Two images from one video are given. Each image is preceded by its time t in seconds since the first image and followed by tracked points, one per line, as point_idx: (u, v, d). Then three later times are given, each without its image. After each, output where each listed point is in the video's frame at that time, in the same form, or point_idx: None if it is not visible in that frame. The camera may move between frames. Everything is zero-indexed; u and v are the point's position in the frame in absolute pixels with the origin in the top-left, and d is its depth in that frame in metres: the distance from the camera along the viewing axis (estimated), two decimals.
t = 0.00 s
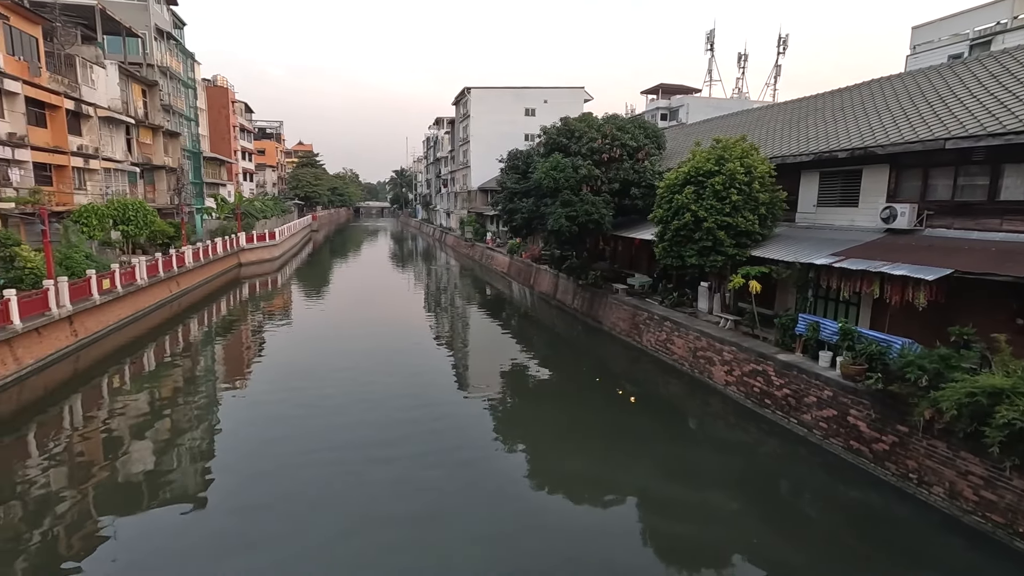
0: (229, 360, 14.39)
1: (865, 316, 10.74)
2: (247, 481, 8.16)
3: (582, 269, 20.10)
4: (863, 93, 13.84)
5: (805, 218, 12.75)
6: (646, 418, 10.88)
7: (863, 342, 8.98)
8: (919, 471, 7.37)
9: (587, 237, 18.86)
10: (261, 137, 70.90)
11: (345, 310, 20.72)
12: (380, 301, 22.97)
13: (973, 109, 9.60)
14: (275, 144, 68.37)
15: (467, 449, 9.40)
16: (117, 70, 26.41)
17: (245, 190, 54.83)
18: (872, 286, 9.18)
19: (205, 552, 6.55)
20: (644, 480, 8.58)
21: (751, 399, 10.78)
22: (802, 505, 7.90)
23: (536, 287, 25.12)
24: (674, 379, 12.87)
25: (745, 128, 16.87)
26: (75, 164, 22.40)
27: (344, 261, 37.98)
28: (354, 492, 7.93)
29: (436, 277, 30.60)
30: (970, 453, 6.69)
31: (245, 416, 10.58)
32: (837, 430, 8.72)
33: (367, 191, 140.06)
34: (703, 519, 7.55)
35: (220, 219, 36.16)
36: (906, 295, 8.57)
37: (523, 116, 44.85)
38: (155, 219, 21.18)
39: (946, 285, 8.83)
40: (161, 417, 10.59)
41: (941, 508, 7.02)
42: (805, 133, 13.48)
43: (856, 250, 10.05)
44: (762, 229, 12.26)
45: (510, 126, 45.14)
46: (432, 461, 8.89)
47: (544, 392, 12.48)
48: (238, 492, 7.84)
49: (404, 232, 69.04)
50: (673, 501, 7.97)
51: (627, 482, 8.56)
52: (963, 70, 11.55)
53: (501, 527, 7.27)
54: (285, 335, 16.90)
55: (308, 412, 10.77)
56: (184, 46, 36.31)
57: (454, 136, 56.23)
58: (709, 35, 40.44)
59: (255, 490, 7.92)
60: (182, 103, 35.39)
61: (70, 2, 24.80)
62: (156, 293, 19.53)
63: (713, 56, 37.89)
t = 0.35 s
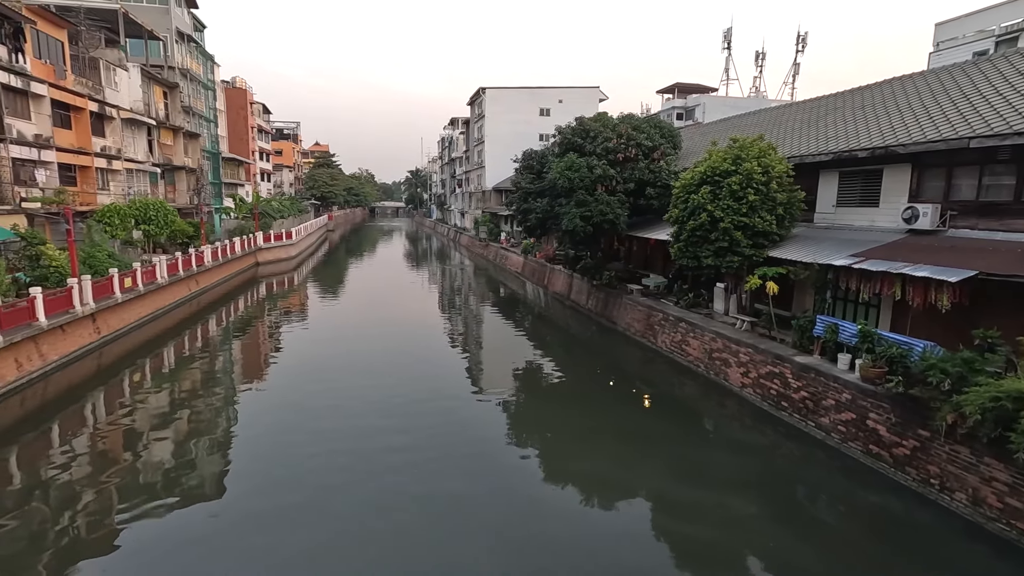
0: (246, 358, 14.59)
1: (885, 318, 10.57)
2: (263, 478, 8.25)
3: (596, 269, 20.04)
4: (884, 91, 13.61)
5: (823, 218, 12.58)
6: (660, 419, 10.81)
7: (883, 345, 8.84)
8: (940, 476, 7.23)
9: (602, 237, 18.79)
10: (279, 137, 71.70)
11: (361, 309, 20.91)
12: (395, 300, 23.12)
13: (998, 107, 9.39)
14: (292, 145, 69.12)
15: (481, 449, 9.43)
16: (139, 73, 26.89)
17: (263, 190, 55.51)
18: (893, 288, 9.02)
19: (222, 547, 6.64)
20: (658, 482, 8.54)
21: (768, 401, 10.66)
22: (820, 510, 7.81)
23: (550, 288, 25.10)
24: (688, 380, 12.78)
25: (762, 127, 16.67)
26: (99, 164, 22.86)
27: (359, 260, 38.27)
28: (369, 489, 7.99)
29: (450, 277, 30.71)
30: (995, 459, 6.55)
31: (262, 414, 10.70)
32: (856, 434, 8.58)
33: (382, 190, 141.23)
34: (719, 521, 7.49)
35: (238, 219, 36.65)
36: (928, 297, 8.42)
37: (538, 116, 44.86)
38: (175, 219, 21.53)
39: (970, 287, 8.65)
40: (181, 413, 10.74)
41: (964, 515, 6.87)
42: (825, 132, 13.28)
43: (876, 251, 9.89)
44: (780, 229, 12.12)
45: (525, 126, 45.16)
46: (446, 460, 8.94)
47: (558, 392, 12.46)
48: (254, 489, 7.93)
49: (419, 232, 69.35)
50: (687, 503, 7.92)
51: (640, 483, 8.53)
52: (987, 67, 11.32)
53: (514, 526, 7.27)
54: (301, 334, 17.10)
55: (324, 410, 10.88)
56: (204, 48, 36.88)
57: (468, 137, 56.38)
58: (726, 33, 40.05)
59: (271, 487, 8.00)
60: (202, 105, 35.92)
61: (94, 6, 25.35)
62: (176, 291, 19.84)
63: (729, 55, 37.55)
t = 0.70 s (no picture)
0: (253, 358, 14.66)
1: (894, 319, 10.49)
2: (269, 478, 8.26)
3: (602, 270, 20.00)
4: (893, 92, 13.52)
5: (831, 219, 12.51)
6: (666, 421, 10.78)
7: (891, 347, 8.76)
8: (950, 480, 7.16)
9: (608, 238, 18.75)
10: (287, 139, 72.03)
11: (367, 310, 20.97)
12: (401, 301, 23.18)
13: (1009, 107, 9.31)
14: (299, 146, 69.43)
15: (487, 449, 9.43)
16: (149, 75, 27.11)
17: (270, 191, 55.82)
18: (903, 289, 8.94)
19: (228, 546, 6.66)
20: (664, 483, 8.51)
21: (775, 403, 10.59)
22: (828, 513, 7.74)
23: (556, 288, 25.08)
24: (695, 382, 12.73)
25: (770, 128, 16.59)
26: (109, 166, 23.05)
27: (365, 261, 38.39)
28: (375, 489, 8.00)
29: (456, 278, 30.71)
30: (1005, 463, 6.47)
31: (268, 414, 10.74)
32: (864, 436, 8.51)
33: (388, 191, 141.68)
34: (726, 524, 7.45)
35: (246, 220, 36.82)
36: (938, 298, 8.35)
37: (544, 116, 44.85)
38: (184, 220, 21.66)
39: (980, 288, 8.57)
40: (188, 413, 10.80)
41: (974, 519, 6.80)
42: (833, 133, 13.20)
43: (886, 252, 9.81)
44: (787, 230, 12.05)
45: (531, 127, 45.18)
46: (451, 461, 8.94)
47: (564, 393, 12.44)
48: (261, 489, 7.95)
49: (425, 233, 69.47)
50: (694, 504, 7.89)
51: (646, 484, 8.49)
52: (998, 67, 11.22)
53: (520, 527, 7.26)
54: (309, 334, 17.17)
55: (331, 410, 10.90)
56: (213, 50, 37.14)
57: (475, 138, 56.44)
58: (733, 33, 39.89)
59: (278, 486, 8.02)
60: (211, 107, 36.16)
61: (105, 9, 25.61)
62: (184, 291, 19.96)
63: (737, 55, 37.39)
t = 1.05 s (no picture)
0: (259, 358, 14.73)
1: (903, 321, 10.42)
2: (275, 477, 8.30)
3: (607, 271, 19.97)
4: (900, 92, 13.43)
5: (838, 220, 12.45)
6: (672, 422, 10.76)
7: (899, 348, 8.70)
8: (959, 483, 7.10)
9: (613, 238, 18.72)
10: (293, 139, 72.36)
11: (373, 310, 21.03)
12: (406, 302, 23.23)
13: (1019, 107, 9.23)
14: (305, 147, 69.71)
15: (492, 450, 9.44)
16: (157, 76, 27.30)
17: (277, 191, 56.12)
18: (911, 291, 8.88)
19: (234, 546, 6.68)
20: (669, 485, 8.48)
21: (782, 404, 10.54)
22: (835, 516, 7.69)
23: (561, 289, 25.06)
24: (701, 383, 12.70)
25: (776, 129, 16.53)
26: (117, 167, 23.21)
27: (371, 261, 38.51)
28: (380, 489, 8.03)
29: (462, 278, 30.74)
30: (1015, 466, 6.42)
31: (275, 413, 10.78)
32: (872, 438, 8.46)
33: (394, 191, 142.19)
34: (732, 526, 7.43)
35: (252, 220, 36.99)
36: (947, 299, 8.30)
37: (550, 117, 44.84)
38: (191, 220, 21.77)
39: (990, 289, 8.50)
40: (195, 412, 10.87)
41: (984, 522, 6.73)
42: (840, 133, 13.13)
43: (894, 253, 9.74)
44: (795, 231, 11.99)
45: (537, 127, 45.17)
46: (456, 461, 8.95)
47: (569, 393, 12.43)
48: (266, 488, 7.98)
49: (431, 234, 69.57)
50: (699, 506, 7.87)
51: (651, 486, 8.47)
52: (1008, 67, 11.12)
53: (525, 528, 7.26)
54: (315, 334, 17.24)
55: (337, 410, 10.94)
56: (220, 52, 37.34)
57: (481, 138, 56.49)
58: (740, 33, 39.73)
59: (284, 486, 8.06)
60: (218, 108, 36.37)
61: (113, 12, 25.82)
62: (192, 291, 20.10)
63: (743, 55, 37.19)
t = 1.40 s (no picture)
0: (267, 357, 14.81)
1: (912, 322, 10.34)
2: (283, 476, 8.33)
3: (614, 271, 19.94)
4: (910, 91, 13.33)
5: (848, 221, 12.36)
6: (679, 423, 10.72)
7: (909, 350, 8.62)
8: (970, 486, 7.03)
9: (620, 238, 18.68)
10: (301, 140, 72.70)
11: (380, 310, 21.09)
12: (413, 302, 23.27)
13: None
14: (313, 147, 70.03)
15: (498, 450, 9.44)
16: (166, 78, 27.50)
17: (285, 191, 56.43)
18: (921, 291, 8.81)
19: (242, 544, 6.72)
20: (676, 486, 8.46)
21: (790, 406, 10.48)
22: (844, 519, 7.64)
23: (568, 289, 25.03)
24: (708, 384, 12.64)
25: (784, 128, 16.44)
26: (127, 167, 23.40)
27: (378, 261, 38.62)
28: (386, 488, 8.05)
29: (468, 278, 30.77)
30: None
31: (282, 413, 10.83)
32: (881, 440, 8.39)
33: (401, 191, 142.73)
34: (739, 527, 7.40)
35: (260, 220, 37.19)
36: (957, 301, 8.23)
37: (556, 117, 44.79)
38: (199, 220, 21.90)
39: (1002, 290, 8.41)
40: (203, 410, 10.95)
41: (995, 526, 6.66)
42: (849, 133, 13.05)
43: (903, 254, 9.66)
44: (803, 231, 11.91)
45: (543, 128, 45.14)
46: (463, 460, 8.95)
47: (575, 394, 12.42)
48: (274, 488, 8.02)
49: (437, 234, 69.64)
50: (706, 507, 7.84)
51: (658, 487, 8.44)
52: (1020, 66, 11.00)
53: (530, 528, 7.25)
54: (322, 334, 17.31)
55: (344, 410, 10.97)
56: (229, 53, 37.57)
57: (487, 139, 56.48)
58: (748, 32, 39.50)
59: (291, 486, 8.08)
60: (226, 108, 36.58)
61: (124, 13, 26.03)
62: (200, 291, 20.23)
63: (752, 54, 36.97)
